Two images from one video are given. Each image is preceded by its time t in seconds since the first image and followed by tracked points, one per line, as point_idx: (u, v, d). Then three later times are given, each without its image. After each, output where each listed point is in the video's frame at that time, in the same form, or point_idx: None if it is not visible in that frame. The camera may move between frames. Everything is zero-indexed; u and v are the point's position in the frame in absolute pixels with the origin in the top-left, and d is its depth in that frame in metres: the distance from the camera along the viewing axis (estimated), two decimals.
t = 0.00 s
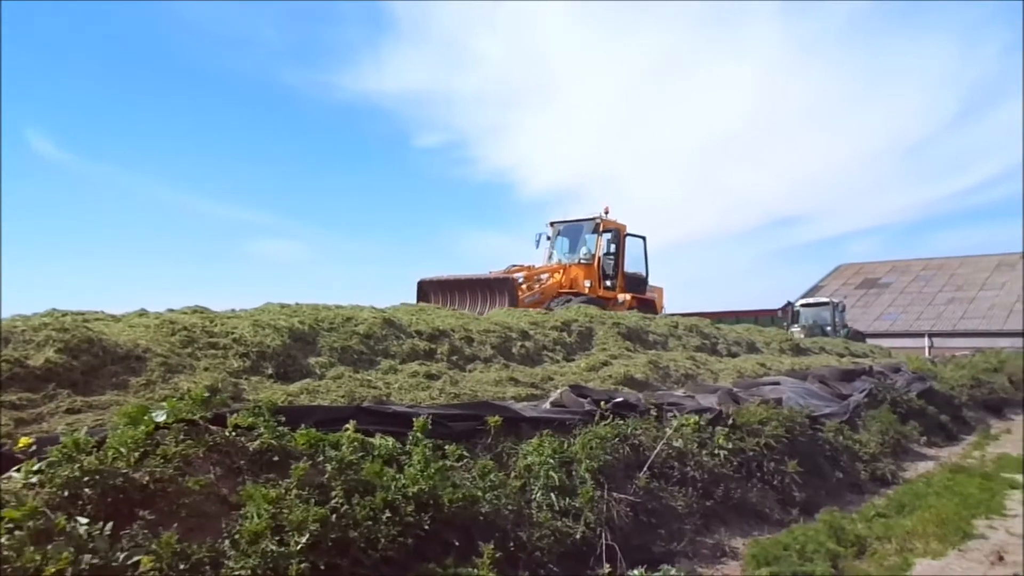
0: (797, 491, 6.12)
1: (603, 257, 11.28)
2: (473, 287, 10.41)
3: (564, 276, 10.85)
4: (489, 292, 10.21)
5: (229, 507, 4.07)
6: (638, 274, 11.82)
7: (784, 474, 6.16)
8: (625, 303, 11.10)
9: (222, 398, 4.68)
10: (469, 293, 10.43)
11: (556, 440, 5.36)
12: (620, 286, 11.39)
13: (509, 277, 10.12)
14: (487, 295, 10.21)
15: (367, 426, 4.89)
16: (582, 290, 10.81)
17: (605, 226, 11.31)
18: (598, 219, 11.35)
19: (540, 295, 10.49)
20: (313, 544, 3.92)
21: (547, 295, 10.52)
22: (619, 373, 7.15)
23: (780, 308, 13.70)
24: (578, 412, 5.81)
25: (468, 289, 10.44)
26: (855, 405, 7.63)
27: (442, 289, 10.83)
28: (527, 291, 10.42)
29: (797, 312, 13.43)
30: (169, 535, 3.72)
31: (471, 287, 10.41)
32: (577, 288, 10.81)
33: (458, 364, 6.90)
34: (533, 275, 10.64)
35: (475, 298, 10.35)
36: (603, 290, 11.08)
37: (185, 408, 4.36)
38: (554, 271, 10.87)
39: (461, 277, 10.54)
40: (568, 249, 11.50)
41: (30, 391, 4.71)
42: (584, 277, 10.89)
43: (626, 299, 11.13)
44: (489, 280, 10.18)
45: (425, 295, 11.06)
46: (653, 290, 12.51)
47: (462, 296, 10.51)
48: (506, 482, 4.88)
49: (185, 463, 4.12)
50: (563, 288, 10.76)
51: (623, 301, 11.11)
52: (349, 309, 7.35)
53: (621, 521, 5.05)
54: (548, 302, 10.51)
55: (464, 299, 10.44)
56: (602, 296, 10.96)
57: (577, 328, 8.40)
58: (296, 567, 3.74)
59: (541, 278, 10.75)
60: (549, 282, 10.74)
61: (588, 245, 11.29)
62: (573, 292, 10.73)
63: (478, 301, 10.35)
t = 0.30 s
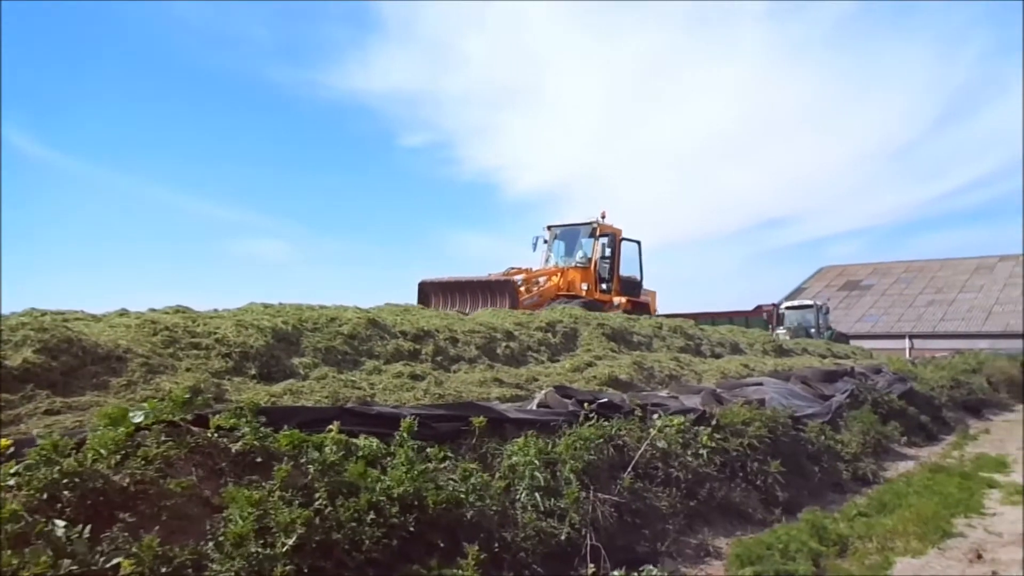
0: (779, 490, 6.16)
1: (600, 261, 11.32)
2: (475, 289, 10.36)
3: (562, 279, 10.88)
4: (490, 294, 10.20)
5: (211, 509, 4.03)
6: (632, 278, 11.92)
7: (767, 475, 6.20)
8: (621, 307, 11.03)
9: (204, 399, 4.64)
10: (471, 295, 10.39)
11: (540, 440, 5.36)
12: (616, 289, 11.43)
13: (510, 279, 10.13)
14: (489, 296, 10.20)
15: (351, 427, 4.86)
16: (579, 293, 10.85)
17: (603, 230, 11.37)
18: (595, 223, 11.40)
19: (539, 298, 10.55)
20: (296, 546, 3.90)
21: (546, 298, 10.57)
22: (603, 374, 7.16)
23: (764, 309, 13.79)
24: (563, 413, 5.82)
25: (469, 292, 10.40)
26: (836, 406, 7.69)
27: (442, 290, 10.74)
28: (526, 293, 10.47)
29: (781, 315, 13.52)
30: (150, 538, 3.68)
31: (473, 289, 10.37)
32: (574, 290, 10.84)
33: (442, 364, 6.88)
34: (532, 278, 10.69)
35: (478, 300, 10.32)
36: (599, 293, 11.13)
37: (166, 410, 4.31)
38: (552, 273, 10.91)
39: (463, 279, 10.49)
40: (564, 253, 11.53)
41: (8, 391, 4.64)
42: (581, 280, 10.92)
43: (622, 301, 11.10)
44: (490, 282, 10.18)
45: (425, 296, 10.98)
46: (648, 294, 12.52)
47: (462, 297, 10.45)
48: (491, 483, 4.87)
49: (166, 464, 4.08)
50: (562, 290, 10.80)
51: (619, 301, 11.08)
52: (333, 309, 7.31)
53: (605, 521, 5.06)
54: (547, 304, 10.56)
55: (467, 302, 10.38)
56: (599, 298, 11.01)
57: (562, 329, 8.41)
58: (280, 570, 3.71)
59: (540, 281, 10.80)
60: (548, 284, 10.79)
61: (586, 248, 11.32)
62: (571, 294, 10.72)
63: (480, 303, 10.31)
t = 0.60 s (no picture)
0: (760, 490, 6.20)
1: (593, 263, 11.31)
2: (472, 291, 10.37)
3: (556, 281, 10.86)
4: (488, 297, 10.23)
5: (190, 511, 3.99)
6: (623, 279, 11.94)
7: (747, 474, 6.24)
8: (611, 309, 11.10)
9: (183, 399, 4.60)
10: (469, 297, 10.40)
11: (522, 440, 5.37)
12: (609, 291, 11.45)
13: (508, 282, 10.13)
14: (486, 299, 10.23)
15: (333, 427, 4.84)
16: (574, 295, 10.83)
17: (596, 233, 11.40)
18: (588, 227, 11.42)
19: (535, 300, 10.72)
20: (277, 547, 3.87)
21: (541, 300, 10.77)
22: (585, 374, 7.18)
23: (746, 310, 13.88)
24: (545, 412, 5.83)
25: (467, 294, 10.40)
26: (816, 405, 7.76)
27: (439, 292, 10.72)
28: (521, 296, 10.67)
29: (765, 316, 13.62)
30: (128, 540, 3.65)
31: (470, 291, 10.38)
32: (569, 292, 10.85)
33: (425, 364, 6.87)
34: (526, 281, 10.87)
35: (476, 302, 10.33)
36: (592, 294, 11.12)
37: (144, 410, 4.27)
38: (547, 275, 10.98)
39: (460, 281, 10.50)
40: (557, 254, 11.51)
41: None
42: (575, 283, 10.89)
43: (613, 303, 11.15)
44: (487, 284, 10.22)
45: (423, 298, 10.90)
46: (638, 295, 12.55)
47: (460, 299, 10.47)
48: (472, 483, 4.87)
49: (145, 465, 4.04)
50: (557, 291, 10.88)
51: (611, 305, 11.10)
52: (315, 309, 7.27)
53: (587, 521, 5.07)
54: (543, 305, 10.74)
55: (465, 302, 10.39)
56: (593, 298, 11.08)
57: (544, 329, 8.42)
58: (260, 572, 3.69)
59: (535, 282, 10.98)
60: (543, 285, 10.94)
61: (579, 251, 11.30)
62: (565, 297, 10.72)
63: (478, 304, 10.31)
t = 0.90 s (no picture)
0: (741, 489, 6.23)
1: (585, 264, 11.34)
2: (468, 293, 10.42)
3: (550, 282, 10.90)
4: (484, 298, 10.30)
5: (169, 512, 3.95)
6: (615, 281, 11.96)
7: (728, 473, 6.28)
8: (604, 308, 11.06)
9: (162, 400, 4.55)
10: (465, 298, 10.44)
11: (505, 440, 5.36)
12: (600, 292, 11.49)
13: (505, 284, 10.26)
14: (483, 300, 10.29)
15: (315, 427, 4.81)
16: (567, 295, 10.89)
17: (587, 235, 11.42)
18: (580, 231, 11.44)
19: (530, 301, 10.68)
20: (257, 548, 3.84)
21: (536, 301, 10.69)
22: (568, 374, 7.19)
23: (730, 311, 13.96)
24: (527, 412, 5.83)
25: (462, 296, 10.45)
26: (796, 405, 7.82)
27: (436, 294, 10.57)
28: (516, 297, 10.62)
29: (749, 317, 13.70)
30: (106, 542, 3.61)
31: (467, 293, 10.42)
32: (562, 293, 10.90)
33: (407, 364, 6.84)
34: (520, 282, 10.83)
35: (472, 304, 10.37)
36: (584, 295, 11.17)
37: (122, 410, 4.23)
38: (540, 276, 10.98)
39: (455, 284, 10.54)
40: (550, 257, 11.56)
41: None
42: (568, 284, 10.95)
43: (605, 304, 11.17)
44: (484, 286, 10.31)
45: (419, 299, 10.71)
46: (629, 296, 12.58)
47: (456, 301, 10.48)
48: (455, 483, 4.86)
49: (123, 466, 3.99)
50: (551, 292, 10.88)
51: (603, 305, 11.10)
52: (297, 309, 7.23)
53: (569, 520, 5.07)
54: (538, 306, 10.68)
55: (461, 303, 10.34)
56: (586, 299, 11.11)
57: (527, 329, 8.42)
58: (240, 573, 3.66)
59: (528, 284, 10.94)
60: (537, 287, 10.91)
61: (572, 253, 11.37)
62: (559, 297, 10.73)
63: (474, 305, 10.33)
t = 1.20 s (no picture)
0: (725, 488, 6.27)
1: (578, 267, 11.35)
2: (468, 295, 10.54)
3: (545, 284, 10.91)
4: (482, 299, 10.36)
5: (151, 513, 3.91)
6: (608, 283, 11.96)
7: (712, 473, 6.31)
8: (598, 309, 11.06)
9: (144, 401, 4.52)
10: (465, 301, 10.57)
11: (490, 440, 5.36)
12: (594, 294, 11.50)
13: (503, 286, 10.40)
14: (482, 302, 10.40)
15: (299, 428, 4.79)
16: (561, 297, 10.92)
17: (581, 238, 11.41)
18: (573, 233, 11.39)
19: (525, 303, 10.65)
20: (240, 549, 3.82)
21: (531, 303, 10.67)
22: (553, 374, 7.19)
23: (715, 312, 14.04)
24: (512, 413, 5.83)
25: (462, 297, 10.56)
26: (780, 405, 7.87)
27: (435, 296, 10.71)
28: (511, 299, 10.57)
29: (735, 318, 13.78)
30: (88, 543, 3.58)
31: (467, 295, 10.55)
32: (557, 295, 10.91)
33: (392, 365, 6.83)
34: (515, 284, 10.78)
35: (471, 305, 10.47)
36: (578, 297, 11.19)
37: (104, 412, 4.19)
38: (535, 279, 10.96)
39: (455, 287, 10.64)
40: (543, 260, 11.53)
41: None
42: (562, 286, 10.99)
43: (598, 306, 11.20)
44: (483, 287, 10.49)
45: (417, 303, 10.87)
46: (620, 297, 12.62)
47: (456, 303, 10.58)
48: (440, 483, 4.85)
49: (105, 468, 3.96)
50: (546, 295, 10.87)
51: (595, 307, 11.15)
52: (281, 309, 7.19)
53: (554, 520, 5.07)
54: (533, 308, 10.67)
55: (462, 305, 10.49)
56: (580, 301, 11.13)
57: (512, 330, 8.43)
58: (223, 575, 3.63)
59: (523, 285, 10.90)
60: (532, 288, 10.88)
61: (565, 256, 11.34)
62: (553, 299, 10.76)
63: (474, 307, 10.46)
